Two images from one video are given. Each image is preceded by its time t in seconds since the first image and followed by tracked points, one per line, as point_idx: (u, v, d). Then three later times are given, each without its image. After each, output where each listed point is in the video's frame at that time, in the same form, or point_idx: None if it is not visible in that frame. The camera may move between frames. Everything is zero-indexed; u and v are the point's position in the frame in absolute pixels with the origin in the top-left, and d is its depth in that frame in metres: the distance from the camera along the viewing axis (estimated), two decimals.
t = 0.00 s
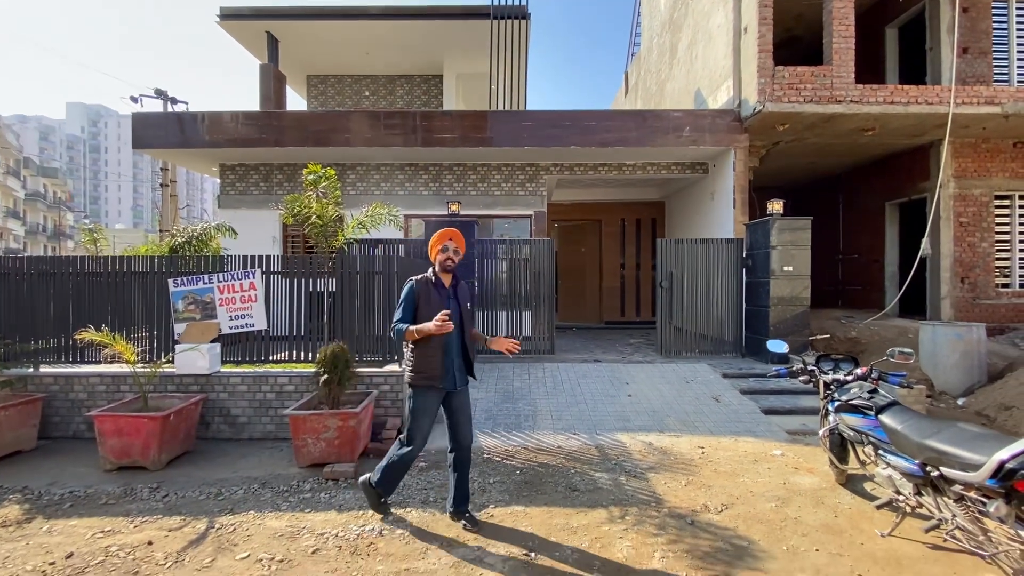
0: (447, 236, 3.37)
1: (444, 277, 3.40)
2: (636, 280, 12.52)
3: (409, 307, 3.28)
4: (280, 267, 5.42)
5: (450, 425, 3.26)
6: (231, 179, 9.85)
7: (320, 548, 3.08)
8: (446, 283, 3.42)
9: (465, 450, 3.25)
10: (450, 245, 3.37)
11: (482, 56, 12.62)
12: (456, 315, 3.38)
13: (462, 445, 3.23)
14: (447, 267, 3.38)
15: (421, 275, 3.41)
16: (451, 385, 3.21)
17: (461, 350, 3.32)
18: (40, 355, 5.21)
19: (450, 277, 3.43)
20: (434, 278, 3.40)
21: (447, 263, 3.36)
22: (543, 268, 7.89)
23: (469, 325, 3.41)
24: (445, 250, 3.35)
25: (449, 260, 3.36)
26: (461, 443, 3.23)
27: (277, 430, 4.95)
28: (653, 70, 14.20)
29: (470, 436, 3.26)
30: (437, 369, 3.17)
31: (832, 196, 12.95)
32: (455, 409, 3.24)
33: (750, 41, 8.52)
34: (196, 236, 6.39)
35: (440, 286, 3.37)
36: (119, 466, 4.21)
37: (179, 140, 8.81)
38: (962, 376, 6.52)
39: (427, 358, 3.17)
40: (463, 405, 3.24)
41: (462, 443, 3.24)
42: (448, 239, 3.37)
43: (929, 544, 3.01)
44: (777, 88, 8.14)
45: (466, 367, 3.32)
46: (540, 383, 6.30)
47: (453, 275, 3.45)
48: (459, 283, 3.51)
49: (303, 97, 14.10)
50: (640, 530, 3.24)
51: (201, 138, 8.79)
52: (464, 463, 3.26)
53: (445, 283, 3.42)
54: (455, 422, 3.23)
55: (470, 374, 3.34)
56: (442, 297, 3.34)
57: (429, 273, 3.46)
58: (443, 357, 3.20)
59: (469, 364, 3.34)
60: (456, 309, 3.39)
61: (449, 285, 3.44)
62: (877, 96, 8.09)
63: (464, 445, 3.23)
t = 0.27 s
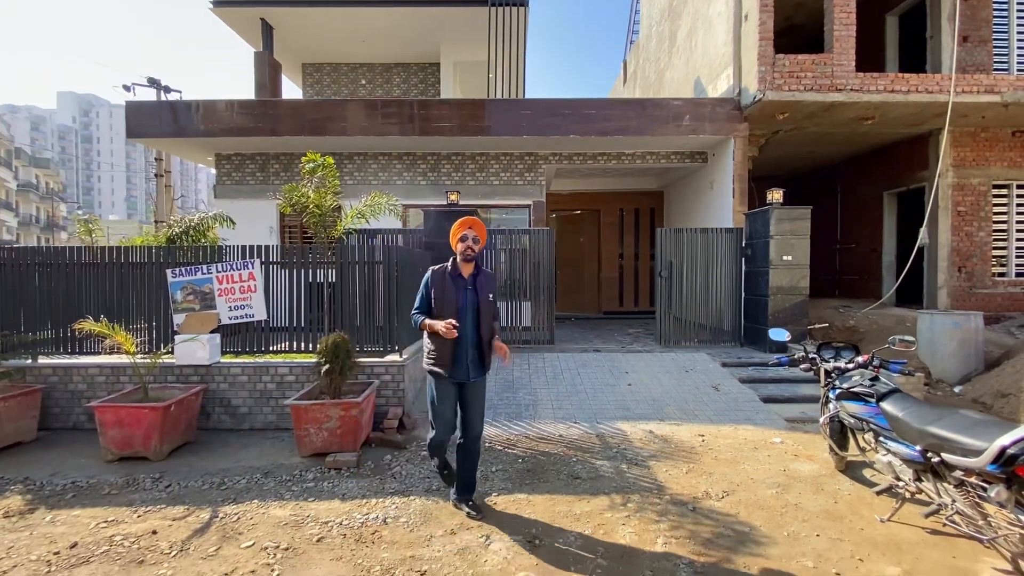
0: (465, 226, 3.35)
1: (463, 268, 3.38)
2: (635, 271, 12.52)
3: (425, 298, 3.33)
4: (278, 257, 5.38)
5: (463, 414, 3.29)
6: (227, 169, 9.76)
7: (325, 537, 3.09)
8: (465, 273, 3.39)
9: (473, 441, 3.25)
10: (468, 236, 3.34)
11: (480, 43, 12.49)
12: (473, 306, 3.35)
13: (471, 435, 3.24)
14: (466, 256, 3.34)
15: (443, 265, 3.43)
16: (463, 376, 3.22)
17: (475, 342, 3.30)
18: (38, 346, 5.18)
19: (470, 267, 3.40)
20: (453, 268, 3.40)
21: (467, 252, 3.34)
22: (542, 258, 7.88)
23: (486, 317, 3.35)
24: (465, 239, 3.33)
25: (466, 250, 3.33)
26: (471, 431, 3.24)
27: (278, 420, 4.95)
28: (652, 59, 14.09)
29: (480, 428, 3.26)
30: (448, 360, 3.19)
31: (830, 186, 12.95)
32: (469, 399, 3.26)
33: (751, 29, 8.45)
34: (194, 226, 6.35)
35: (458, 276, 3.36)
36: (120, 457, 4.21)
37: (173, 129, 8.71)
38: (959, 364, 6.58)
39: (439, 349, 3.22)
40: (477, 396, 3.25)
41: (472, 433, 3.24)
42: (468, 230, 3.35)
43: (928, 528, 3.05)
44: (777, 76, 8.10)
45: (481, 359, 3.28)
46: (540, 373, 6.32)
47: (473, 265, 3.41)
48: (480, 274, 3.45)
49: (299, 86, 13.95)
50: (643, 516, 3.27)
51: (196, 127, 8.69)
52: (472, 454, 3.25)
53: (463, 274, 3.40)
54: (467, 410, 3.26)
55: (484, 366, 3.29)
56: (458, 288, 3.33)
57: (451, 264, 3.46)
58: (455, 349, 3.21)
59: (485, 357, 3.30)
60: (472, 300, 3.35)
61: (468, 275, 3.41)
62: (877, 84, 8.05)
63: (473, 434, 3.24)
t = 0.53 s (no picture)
0: (475, 219, 3.37)
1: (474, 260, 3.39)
2: (633, 263, 12.52)
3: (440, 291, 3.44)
4: (277, 249, 5.32)
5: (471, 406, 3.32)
6: (224, 161, 9.67)
7: (330, 528, 3.09)
8: (476, 265, 3.39)
9: (479, 433, 3.27)
10: (477, 229, 3.34)
11: (478, 34, 12.38)
12: (481, 297, 3.32)
13: (477, 427, 3.27)
14: (475, 248, 3.34)
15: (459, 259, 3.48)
16: (468, 367, 3.25)
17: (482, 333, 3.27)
18: (36, 339, 5.15)
19: (480, 259, 3.38)
20: (467, 261, 3.43)
21: (477, 246, 3.35)
22: (542, 251, 7.86)
23: (493, 308, 3.29)
24: (474, 233, 3.35)
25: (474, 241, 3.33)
26: (479, 426, 3.25)
27: (280, 413, 4.94)
28: (651, 49, 14.01)
29: (486, 421, 3.27)
30: (454, 349, 3.24)
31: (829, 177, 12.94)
32: (475, 391, 3.28)
33: (751, 19, 8.40)
34: (191, 218, 6.30)
35: (468, 269, 3.38)
36: (122, 450, 4.19)
37: (168, 121, 8.61)
38: (958, 354, 6.62)
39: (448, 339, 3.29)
40: (483, 388, 3.26)
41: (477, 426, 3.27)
42: (478, 223, 3.36)
43: (930, 517, 3.08)
44: (778, 67, 8.06)
45: (484, 351, 3.24)
46: (540, 365, 6.32)
47: (484, 257, 3.39)
48: (492, 265, 3.40)
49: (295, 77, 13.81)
50: (647, 507, 3.28)
51: (191, 118, 8.59)
52: (477, 446, 3.28)
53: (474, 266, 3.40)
54: (475, 403, 3.29)
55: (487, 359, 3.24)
56: (467, 280, 3.35)
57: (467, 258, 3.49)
58: (460, 339, 3.25)
59: (490, 349, 3.23)
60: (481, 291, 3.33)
61: (479, 267, 3.40)
62: (878, 74, 8.02)
63: (482, 429, 3.26)
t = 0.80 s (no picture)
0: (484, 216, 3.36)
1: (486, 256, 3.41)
2: (632, 258, 12.50)
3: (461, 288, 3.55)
4: (276, 244, 5.27)
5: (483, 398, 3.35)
6: (220, 155, 9.58)
7: (333, 525, 3.07)
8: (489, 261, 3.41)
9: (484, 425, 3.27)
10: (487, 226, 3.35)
11: (476, 27, 12.29)
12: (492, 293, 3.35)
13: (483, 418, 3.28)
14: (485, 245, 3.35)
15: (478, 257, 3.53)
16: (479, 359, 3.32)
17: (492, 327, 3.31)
18: (32, 336, 5.10)
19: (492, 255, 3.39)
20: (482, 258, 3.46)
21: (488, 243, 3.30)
22: (542, 245, 7.83)
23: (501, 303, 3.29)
24: (484, 230, 3.31)
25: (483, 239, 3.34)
26: (484, 419, 3.24)
27: (280, 409, 4.91)
28: (650, 43, 13.94)
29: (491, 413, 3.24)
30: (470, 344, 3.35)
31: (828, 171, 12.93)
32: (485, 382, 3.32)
33: (752, 11, 8.34)
34: (189, 213, 6.24)
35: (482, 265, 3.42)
36: (121, 447, 4.16)
37: (164, 115, 8.51)
38: (958, 347, 6.63)
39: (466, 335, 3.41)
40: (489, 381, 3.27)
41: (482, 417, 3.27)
42: (489, 220, 3.33)
43: (934, 510, 3.08)
44: (779, 60, 8.02)
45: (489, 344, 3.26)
46: (541, 360, 6.30)
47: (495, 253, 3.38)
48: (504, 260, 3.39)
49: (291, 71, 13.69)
50: (652, 501, 3.27)
51: (187, 112, 8.49)
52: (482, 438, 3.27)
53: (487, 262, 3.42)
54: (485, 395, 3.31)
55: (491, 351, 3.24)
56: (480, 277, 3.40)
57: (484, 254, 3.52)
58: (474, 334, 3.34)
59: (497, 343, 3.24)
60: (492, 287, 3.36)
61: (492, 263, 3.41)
62: (879, 68, 7.99)
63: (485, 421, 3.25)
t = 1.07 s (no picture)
0: (489, 215, 3.40)
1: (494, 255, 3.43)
2: (631, 255, 12.46)
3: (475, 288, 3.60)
4: (272, 242, 5.20)
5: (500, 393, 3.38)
6: (216, 152, 9.49)
7: (331, 527, 3.02)
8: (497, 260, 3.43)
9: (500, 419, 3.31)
10: (492, 224, 3.36)
11: (473, 23, 12.21)
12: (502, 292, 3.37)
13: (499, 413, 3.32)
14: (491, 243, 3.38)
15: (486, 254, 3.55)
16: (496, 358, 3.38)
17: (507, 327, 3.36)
18: (24, 336, 5.02)
19: (499, 253, 3.40)
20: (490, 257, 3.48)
21: (493, 241, 3.37)
22: (541, 243, 7.78)
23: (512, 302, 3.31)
24: (489, 227, 3.36)
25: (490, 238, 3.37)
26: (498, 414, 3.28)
27: (277, 409, 4.85)
28: (648, 39, 13.87)
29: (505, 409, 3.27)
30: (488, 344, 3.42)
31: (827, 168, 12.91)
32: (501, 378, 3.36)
33: (752, 7, 8.29)
34: (184, 211, 6.17)
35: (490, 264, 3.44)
36: (115, 448, 4.10)
37: (158, 111, 8.42)
38: (959, 344, 6.61)
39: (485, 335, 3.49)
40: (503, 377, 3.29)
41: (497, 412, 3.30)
42: (495, 217, 3.38)
43: (939, 509, 3.05)
44: (779, 56, 7.98)
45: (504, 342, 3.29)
46: (541, 358, 6.25)
47: (502, 251, 3.39)
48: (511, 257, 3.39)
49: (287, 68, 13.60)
50: (654, 502, 3.22)
51: (182, 109, 8.40)
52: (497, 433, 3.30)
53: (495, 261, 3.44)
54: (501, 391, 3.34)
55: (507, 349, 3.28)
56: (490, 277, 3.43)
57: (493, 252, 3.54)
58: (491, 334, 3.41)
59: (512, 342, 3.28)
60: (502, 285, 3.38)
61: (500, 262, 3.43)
62: (879, 63, 7.95)
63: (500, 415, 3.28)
